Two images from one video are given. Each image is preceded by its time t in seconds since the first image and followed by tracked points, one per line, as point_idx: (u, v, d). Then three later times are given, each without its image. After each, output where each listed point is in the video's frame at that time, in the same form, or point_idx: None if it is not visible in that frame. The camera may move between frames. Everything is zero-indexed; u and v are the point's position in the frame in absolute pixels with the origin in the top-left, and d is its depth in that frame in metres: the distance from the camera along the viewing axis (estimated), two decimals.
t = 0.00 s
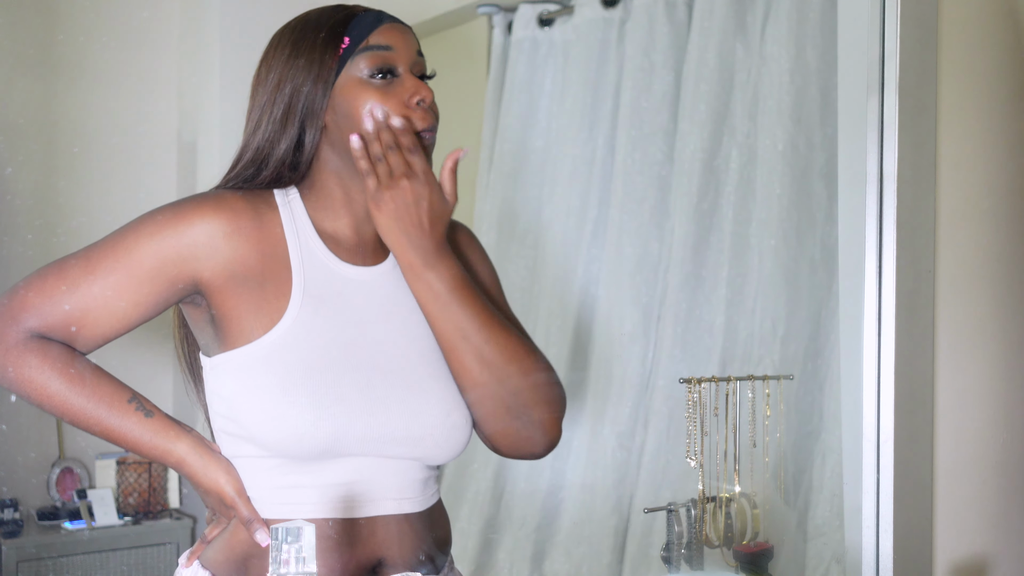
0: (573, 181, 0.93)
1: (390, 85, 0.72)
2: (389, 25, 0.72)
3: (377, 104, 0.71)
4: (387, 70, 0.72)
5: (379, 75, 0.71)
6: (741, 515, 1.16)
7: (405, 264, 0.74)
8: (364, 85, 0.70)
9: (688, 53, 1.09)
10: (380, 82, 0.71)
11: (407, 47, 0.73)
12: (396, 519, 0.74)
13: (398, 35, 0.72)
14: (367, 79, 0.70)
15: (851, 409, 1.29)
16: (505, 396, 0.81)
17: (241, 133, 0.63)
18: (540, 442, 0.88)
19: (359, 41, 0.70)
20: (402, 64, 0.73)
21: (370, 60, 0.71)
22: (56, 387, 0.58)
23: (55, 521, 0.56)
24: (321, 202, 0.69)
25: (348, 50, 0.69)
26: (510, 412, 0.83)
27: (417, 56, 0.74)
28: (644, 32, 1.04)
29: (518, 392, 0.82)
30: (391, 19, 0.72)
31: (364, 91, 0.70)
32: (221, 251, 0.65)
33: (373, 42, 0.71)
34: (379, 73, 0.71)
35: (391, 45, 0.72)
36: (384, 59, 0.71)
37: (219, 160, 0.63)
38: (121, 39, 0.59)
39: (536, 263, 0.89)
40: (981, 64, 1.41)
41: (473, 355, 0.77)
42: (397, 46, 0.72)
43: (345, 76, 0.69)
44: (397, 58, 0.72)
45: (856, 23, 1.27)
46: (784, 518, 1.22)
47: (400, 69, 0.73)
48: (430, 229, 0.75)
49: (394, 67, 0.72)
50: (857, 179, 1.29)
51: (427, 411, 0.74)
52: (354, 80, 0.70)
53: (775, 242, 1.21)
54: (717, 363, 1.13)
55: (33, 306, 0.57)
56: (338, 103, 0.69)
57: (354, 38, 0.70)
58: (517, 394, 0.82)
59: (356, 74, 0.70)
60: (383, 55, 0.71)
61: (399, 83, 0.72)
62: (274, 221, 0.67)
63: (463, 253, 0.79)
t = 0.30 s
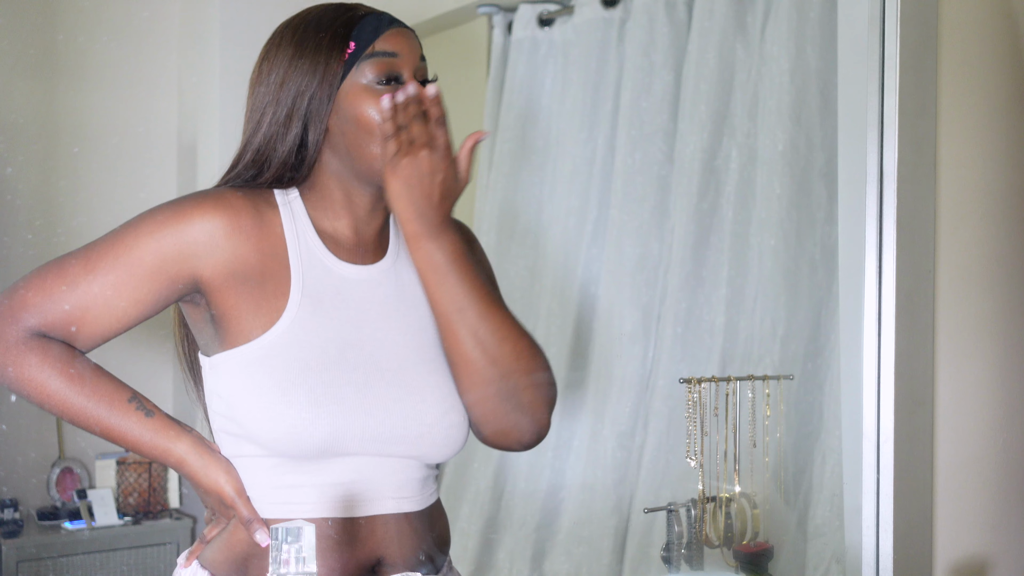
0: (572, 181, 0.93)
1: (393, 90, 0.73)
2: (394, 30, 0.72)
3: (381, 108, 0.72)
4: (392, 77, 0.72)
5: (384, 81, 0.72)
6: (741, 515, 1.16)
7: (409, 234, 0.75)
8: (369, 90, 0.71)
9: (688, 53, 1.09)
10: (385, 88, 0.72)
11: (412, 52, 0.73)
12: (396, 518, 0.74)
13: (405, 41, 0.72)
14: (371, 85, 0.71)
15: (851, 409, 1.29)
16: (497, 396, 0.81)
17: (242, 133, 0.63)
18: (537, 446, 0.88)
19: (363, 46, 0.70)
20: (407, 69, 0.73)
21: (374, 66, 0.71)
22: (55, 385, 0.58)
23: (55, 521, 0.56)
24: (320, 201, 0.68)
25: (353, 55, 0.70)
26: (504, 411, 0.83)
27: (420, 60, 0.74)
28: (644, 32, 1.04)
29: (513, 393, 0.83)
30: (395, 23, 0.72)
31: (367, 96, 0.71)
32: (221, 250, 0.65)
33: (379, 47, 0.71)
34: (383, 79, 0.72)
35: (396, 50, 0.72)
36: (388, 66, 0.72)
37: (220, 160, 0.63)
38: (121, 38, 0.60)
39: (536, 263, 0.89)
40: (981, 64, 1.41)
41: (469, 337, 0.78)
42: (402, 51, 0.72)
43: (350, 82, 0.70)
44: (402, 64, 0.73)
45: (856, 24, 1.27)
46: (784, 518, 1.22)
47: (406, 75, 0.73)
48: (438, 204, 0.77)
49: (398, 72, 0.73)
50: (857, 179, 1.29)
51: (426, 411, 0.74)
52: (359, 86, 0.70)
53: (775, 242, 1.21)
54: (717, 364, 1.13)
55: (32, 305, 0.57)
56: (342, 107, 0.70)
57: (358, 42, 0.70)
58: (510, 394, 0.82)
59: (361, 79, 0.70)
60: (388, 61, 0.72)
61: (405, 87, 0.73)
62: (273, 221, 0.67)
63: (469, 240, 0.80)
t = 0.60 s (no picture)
0: (572, 181, 0.93)
1: (399, 86, 0.73)
2: (399, 27, 0.73)
3: (387, 106, 0.73)
4: (397, 72, 0.73)
5: (388, 77, 0.72)
6: (741, 515, 1.15)
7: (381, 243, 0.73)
8: (373, 85, 0.71)
9: (688, 53, 1.09)
10: (390, 84, 0.72)
11: (416, 49, 0.74)
12: (396, 519, 0.74)
13: (408, 38, 0.73)
14: (376, 81, 0.72)
15: (851, 409, 1.29)
16: (493, 398, 0.80)
17: (244, 131, 0.63)
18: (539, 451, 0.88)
19: (368, 43, 0.71)
20: (412, 65, 0.74)
21: (378, 62, 0.72)
22: (55, 385, 0.58)
23: (55, 521, 0.57)
24: (322, 200, 0.69)
25: (358, 51, 0.70)
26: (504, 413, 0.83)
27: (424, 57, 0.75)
28: (644, 32, 1.04)
29: (510, 396, 0.83)
30: (398, 21, 0.73)
31: (373, 91, 0.71)
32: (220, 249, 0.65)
33: (384, 44, 0.72)
34: (389, 75, 0.72)
35: (402, 47, 0.73)
36: (393, 61, 0.73)
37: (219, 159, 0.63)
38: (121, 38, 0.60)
39: (536, 263, 0.89)
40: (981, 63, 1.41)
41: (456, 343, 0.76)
42: (407, 47, 0.73)
43: (353, 78, 0.70)
44: (407, 60, 0.73)
45: (856, 24, 1.27)
46: (784, 518, 1.22)
47: (410, 72, 0.74)
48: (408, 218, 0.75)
49: (403, 68, 0.73)
50: (857, 178, 1.29)
51: (427, 411, 0.74)
52: (365, 82, 0.71)
53: (775, 242, 1.21)
54: (717, 363, 1.13)
55: (31, 305, 0.57)
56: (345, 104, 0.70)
57: (362, 38, 0.71)
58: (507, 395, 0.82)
59: (367, 74, 0.71)
60: (391, 57, 0.72)
61: (410, 84, 0.74)
62: (272, 221, 0.67)
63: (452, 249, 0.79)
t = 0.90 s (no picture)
0: (572, 181, 0.93)
1: (363, 74, 0.70)
2: (365, 15, 0.71)
3: (354, 94, 0.70)
4: (360, 61, 0.70)
5: (353, 66, 0.70)
6: (741, 515, 1.15)
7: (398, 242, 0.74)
8: (338, 75, 0.69)
9: (688, 53, 1.09)
10: (354, 72, 0.70)
11: (385, 36, 0.72)
12: (396, 520, 0.74)
13: (372, 24, 0.71)
14: (340, 70, 0.69)
15: (851, 409, 1.29)
16: (506, 392, 0.82)
17: (240, 133, 0.63)
18: (537, 456, 0.88)
19: (332, 37, 0.69)
20: (377, 52, 0.72)
21: (342, 51, 0.70)
22: (54, 388, 0.58)
23: (55, 521, 0.56)
24: (319, 201, 0.69)
25: (322, 45, 0.68)
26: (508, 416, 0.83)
27: (398, 44, 0.73)
28: (644, 32, 1.04)
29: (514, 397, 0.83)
30: (366, 10, 0.71)
31: (338, 81, 0.69)
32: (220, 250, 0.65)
33: (345, 33, 0.70)
34: (352, 63, 0.70)
35: (365, 34, 0.71)
36: (356, 50, 0.70)
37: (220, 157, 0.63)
38: (121, 39, 0.60)
39: (536, 263, 0.89)
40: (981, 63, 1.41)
41: (473, 347, 0.79)
42: (372, 35, 0.71)
43: (318, 70, 0.68)
44: (370, 47, 0.71)
45: (856, 23, 1.27)
46: (784, 518, 1.22)
47: (374, 57, 0.71)
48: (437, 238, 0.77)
49: (366, 56, 0.71)
50: (857, 178, 1.29)
51: (427, 412, 0.74)
52: (328, 73, 0.68)
53: (775, 242, 1.21)
54: (717, 363, 1.13)
55: (30, 307, 0.57)
56: (318, 100, 0.68)
57: (326, 31, 0.69)
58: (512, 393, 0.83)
59: (329, 66, 0.68)
60: (354, 46, 0.70)
61: (376, 71, 0.71)
62: (272, 221, 0.67)
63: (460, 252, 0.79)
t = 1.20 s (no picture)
0: (572, 181, 0.93)
1: (376, 80, 0.72)
2: (379, 21, 0.72)
3: (365, 101, 0.71)
4: (372, 67, 0.71)
5: (365, 71, 0.71)
6: (741, 515, 1.15)
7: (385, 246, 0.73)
8: (348, 80, 0.70)
9: (688, 53, 1.09)
10: (366, 78, 0.71)
11: (399, 44, 0.73)
12: (396, 519, 0.73)
13: (387, 32, 0.72)
14: (352, 75, 0.70)
15: (851, 409, 1.29)
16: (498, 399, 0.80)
17: (238, 133, 0.63)
18: (534, 451, 0.87)
19: (345, 39, 0.70)
20: (390, 58, 0.73)
21: (356, 56, 0.71)
22: (55, 389, 0.58)
23: (55, 521, 0.57)
24: (320, 200, 0.69)
25: (333, 47, 0.70)
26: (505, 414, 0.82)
27: (409, 51, 0.74)
28: (643, 32, 1.04)
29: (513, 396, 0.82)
30: (378, 15, 0.72)
31: (349, 87, 0.70)
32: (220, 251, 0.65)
33: (359, 37, 0.71)
34: (365, 69, 0.71)
35: (379, 41, 0.72)
36: (369, 55, 0.71)
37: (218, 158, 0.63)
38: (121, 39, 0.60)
39: (536, 263, 0.89)
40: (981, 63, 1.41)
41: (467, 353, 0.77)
42: (385, 42, 0.72)
43: (330, 73, 0.69)
44: (383, 53, 0.72)
45: (856, 23, 1.27)
46: (784, 517, 1.22)
47: (387, 65, 0.72)
48: (428, 234, 0.76)
49: (379, 63, 0.72)
50: (857, 178, 1.29)
51: (427, 410, 0.74)
52: (339, 77, 0.70)
53: (775, 242, 1.21)
54: (717, 363, 1.13)
55: (31, 308, 0.56)
56: (327, 101, 0.69)
57: (338, 33, 0.70)
58: (511, 394, 0.82)
59: (340, 70, 0.70)
60: (368, 51, 0.71)
61: (387, 77, 0.72)
62: (271, 221, 0.67)
63: (455, 253, 0.79)
